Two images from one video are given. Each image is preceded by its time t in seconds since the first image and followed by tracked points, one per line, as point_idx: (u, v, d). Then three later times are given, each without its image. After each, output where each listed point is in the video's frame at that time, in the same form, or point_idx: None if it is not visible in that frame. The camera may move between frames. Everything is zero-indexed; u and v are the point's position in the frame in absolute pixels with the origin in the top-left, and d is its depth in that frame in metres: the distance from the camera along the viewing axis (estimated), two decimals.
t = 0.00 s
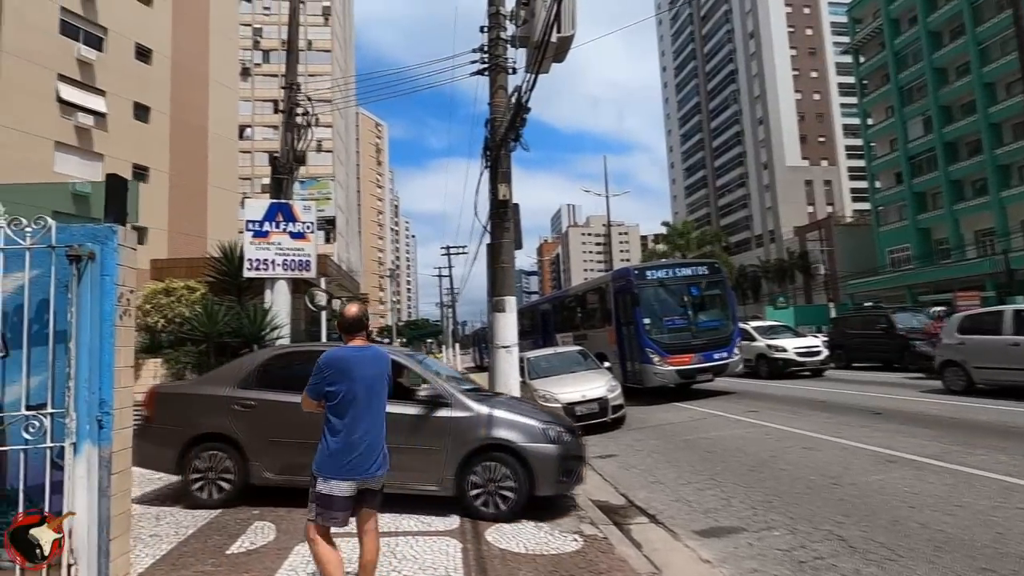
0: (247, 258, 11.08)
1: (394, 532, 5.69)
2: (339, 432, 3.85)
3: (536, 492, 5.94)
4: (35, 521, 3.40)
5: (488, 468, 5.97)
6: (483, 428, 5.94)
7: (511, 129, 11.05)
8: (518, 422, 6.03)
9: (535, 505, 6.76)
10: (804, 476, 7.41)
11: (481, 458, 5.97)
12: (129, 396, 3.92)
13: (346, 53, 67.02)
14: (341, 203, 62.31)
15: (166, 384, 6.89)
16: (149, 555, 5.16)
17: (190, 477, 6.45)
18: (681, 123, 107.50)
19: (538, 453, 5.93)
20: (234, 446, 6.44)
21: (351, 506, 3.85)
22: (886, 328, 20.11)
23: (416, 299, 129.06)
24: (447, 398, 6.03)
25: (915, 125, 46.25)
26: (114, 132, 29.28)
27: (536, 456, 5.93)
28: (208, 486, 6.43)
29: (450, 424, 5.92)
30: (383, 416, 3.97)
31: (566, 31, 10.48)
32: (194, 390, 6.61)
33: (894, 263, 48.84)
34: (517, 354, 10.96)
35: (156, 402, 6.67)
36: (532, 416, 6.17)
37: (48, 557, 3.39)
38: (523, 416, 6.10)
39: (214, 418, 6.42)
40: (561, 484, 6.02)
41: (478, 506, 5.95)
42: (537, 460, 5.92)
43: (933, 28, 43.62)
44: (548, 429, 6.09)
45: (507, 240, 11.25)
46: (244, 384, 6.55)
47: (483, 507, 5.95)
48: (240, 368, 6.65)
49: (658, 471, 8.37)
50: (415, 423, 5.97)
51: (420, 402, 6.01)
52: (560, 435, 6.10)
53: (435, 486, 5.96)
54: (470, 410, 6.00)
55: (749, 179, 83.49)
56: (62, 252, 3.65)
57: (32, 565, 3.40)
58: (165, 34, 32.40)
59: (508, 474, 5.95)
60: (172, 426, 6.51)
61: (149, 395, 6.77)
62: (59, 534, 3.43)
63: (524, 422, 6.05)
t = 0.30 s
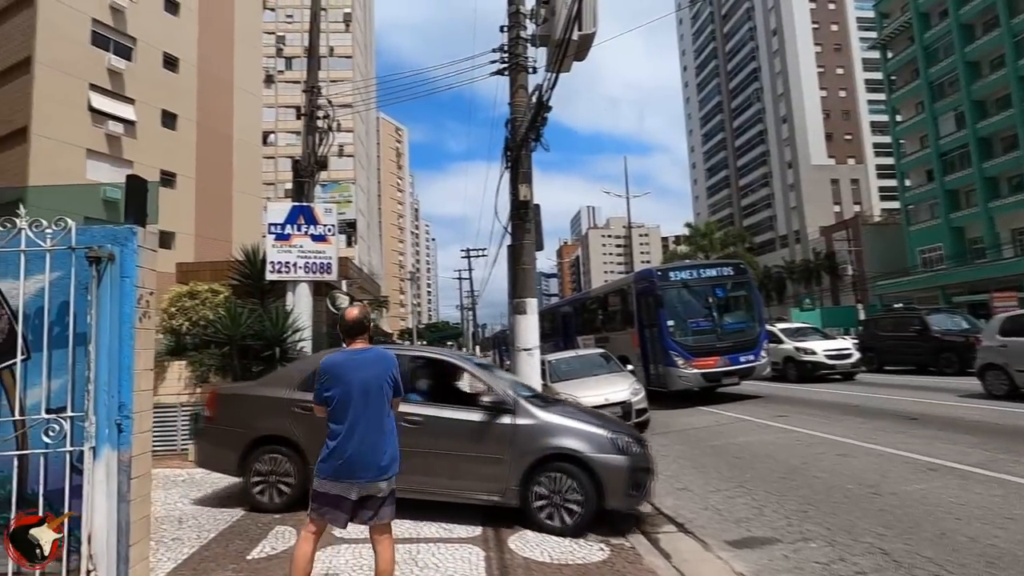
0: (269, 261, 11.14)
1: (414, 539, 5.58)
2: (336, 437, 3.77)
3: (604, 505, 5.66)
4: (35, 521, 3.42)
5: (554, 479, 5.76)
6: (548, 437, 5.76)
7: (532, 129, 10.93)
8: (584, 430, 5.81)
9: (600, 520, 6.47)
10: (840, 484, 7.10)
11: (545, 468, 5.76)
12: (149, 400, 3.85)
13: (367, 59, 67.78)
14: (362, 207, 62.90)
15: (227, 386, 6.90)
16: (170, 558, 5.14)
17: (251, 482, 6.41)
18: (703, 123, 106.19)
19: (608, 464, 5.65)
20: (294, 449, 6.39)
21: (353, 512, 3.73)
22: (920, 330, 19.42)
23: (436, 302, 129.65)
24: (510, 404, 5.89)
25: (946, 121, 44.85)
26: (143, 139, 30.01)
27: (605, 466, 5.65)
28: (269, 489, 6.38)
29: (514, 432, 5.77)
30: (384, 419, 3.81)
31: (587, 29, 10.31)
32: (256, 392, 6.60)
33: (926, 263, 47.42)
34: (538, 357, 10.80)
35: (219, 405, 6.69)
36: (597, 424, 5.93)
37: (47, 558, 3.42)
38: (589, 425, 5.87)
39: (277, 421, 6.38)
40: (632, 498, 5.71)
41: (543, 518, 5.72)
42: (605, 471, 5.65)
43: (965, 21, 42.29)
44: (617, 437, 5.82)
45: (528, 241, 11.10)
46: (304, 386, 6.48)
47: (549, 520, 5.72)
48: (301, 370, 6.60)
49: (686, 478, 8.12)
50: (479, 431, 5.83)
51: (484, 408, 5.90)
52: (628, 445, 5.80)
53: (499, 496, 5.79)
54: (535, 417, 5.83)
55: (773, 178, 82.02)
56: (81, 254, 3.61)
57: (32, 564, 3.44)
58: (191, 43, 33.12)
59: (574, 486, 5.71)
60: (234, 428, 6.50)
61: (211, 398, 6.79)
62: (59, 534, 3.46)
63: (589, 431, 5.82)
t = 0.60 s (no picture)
0: (290, 264, 11.11)
1: (436, 549, 5.43)
2: (323, 447, 3.61)
3: (687, 529, 5.20)
4: (34, 521, 3.37)
5: (631, 499, 5.34)
6: (626, 452, 5.35)
7: (554, 129, 10.74)
8: (663, 447, 5.37)
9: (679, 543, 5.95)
10: (880, 498, 6.74)
11: (622, 486, 5.36)
12: (166, 406, 3.73)
13: (387, 63, 68.38)
14: (382, 210, 63.35)
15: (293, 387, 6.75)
16: (188, 566, 5.03)
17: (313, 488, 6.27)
18: (726, 124, 104.81)
19: (692, 484, 5.20)
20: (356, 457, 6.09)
21: (341, 525, 3.58)
22: (956, 335, 18.72)
23: (455, 305, 129.99)
24: (584, 416, 5.53)
25: (979, 119, 43.46)
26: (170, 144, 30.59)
27: (688, 486, 5.20)
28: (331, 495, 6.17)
29: (589, 446, 5.40)
30: (373, 429, 3.63)
31: (611, 26, 10.08)
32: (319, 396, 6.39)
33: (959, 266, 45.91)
34: (560, 361, 10.58)
35: (284, 408, 6.55)
36: (678, 441, 5.48)
37: (47, 558, 3.36)
38: (669, 441, 5.43)
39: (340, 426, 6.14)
40: (716, 523, 5.25)
41: (620, 541, 5.29)
42: (689, 492, 5.20)
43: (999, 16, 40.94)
44: (700, 454, 5.37)
45: (550, 243, 10.90)
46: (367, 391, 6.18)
47: (626, 543, 5.29)
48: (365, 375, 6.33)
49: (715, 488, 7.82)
50: (552, 443, 5.50)
51: (558, 420, 5.56)
52: (713, 464, 5.33)
53: (573, 514, 5.41)
54: (611, 431, 5.44)
55: (797, 179, 80.49)
56: (98, 256, 3.53)
57: (33, 565, 3.38)
58: (216, 49, 33.67)
59: (653, 508, 5.28)
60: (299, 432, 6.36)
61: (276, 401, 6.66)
62: (59, 535, 3.39)
63: (669, 447, 5.38)
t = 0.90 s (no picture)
0: (306, 263, 11.03)
1: (454, 556, 5.26)
2: (301, 451, 3.40)
3: (792, 559, 4.35)
4: (35, 520, 3.25)
5: (723, 520, 4.53)
6: (716, 467, 4.58)
7: (572, 123, 10.50)
8: (760, 462, 4.55)
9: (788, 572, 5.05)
10: (921, 505, 6.38)
11: (712, 505, 4.58)
12: (172, 409, 3.62)
13: (403, 63, 68.53)
14: (398, 209, 63.59)
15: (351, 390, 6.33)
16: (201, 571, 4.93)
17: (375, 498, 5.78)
18: (744, 118, 103.18)
19: (797, 505, 4.36)
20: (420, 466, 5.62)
21: (323, 532, 3.38)
22: (991, 332, 18.03)
23: (471, 303, 130.29)
24: (665, 425, 4.83)
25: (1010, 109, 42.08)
26: (189, 145, 30.94)
27: (792, 507, 4.36)
28: (395, 508, 5.71)
29: (671, 459, 4.69)
30: (353, 432, 3.39)
31: (629, 16, 9.80)
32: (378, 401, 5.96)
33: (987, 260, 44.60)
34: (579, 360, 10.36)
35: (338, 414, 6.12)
36: (778, 454, 4.63)
37: (48, 558, 3.22)
38: (767, 455, 4.60)
39: (400, 434, 5.68)
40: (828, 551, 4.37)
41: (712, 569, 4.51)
42: (793, 516, 4.35)
43: None
44: (802, 469, 4.51)
45: (569, 239, 10.64)
46: (428, 397, 5.75)
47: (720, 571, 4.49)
48: (425, 379, 5.86)
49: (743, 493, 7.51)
50: (629, 456, 4.82)
51: (636, 430, 4.89)
52: (821, 482, 4.48)
53: (656, 536, 4.73)
54: (696, 443, 4.69)
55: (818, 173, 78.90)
56: (102, 254, 3.40)
57: (32, 565, 3.24)
58: (234, 50, 33.95)
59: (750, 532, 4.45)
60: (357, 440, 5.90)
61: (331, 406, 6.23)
62: (59, 534, 3.25)
63: (768, 462, 4.54)
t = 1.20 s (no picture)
0: (322, 258, 10.95)
1: (469, 561, 5.06)
2: (289, 455, 3.21)
3: None
4: (32, 519, 3.08)
5: (840, 541, 3.98)
6: (828, 479, 4.05)
7: (591, 113, 10.19)
8: (882, 472, 4.00)
9: None
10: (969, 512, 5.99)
11: (825, 523, 4.05)
12: (171, 408, 3.47)
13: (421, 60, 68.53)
14: (416, 206, 63.72)
15: (409, 396, 6.02)
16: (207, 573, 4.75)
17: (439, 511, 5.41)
18: (767, 111, 101.18)
19: (930, 521, 3.79)
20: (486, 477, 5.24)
21: (315, 538, 3.19)
22: None
23: (490, 300, 130.21)
24: (764, 432, 4.33)
25: None
26: (211, 144, 31.32)
27: (923, 523, 3.80)
28: (460, 519, 5.35)
29: (774, 470, 4.19)
30: (344, 434, 3.17)
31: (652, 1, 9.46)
32: (436, 407, 5.61)
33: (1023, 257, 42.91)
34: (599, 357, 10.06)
35: (397, 422, 5.82)
36: (900, 462, 4.07)
37: (47, 559, 3.07)
38: (888, 464, 4.05)
39: (464, 442, 5.32)
40: None
41: None
42: (927, 534, 3.78)
43: None
44: (936, 480, 3.94)
45: (588, 233, 10.33)
46: (492, 402, 5.38)
47: None
48: (488, 382, 5.51)
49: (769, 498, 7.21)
50: (720, 467, 4.35)
51: (728, 436, 4.41)
52: (957, 494, 3.89)
53: (760, 557, 4.22)
54: (803, 452, 4.18)
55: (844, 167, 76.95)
56: (96, 243, 3.24)
57: (30, 565, 3.08)
58: (254, 49, 34.24)
59: (873, 554, 3.89)
60: (418, 449, 5.57)
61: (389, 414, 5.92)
62: (60, 534, 3.11)
63: (889, 472, 3.99)
